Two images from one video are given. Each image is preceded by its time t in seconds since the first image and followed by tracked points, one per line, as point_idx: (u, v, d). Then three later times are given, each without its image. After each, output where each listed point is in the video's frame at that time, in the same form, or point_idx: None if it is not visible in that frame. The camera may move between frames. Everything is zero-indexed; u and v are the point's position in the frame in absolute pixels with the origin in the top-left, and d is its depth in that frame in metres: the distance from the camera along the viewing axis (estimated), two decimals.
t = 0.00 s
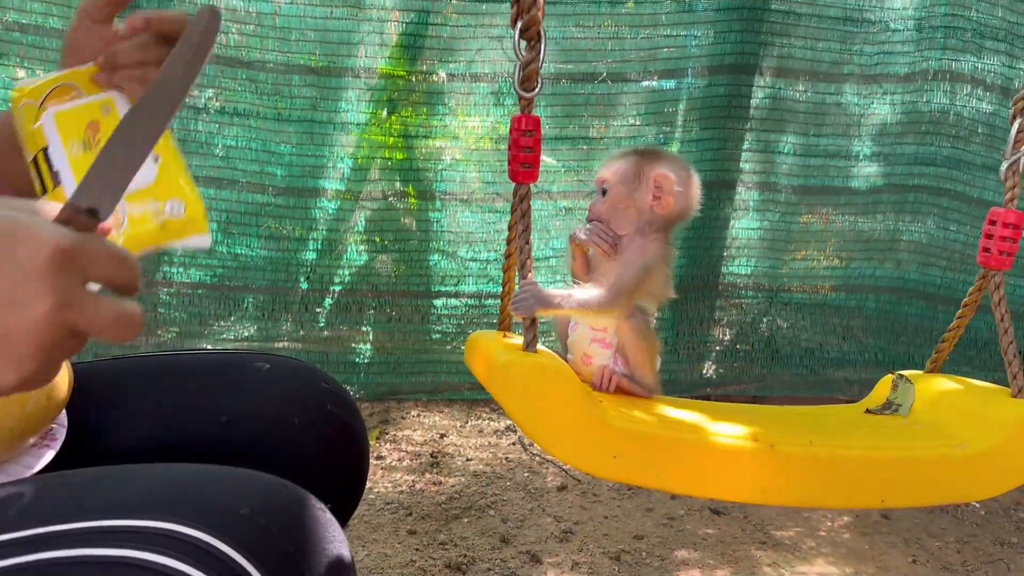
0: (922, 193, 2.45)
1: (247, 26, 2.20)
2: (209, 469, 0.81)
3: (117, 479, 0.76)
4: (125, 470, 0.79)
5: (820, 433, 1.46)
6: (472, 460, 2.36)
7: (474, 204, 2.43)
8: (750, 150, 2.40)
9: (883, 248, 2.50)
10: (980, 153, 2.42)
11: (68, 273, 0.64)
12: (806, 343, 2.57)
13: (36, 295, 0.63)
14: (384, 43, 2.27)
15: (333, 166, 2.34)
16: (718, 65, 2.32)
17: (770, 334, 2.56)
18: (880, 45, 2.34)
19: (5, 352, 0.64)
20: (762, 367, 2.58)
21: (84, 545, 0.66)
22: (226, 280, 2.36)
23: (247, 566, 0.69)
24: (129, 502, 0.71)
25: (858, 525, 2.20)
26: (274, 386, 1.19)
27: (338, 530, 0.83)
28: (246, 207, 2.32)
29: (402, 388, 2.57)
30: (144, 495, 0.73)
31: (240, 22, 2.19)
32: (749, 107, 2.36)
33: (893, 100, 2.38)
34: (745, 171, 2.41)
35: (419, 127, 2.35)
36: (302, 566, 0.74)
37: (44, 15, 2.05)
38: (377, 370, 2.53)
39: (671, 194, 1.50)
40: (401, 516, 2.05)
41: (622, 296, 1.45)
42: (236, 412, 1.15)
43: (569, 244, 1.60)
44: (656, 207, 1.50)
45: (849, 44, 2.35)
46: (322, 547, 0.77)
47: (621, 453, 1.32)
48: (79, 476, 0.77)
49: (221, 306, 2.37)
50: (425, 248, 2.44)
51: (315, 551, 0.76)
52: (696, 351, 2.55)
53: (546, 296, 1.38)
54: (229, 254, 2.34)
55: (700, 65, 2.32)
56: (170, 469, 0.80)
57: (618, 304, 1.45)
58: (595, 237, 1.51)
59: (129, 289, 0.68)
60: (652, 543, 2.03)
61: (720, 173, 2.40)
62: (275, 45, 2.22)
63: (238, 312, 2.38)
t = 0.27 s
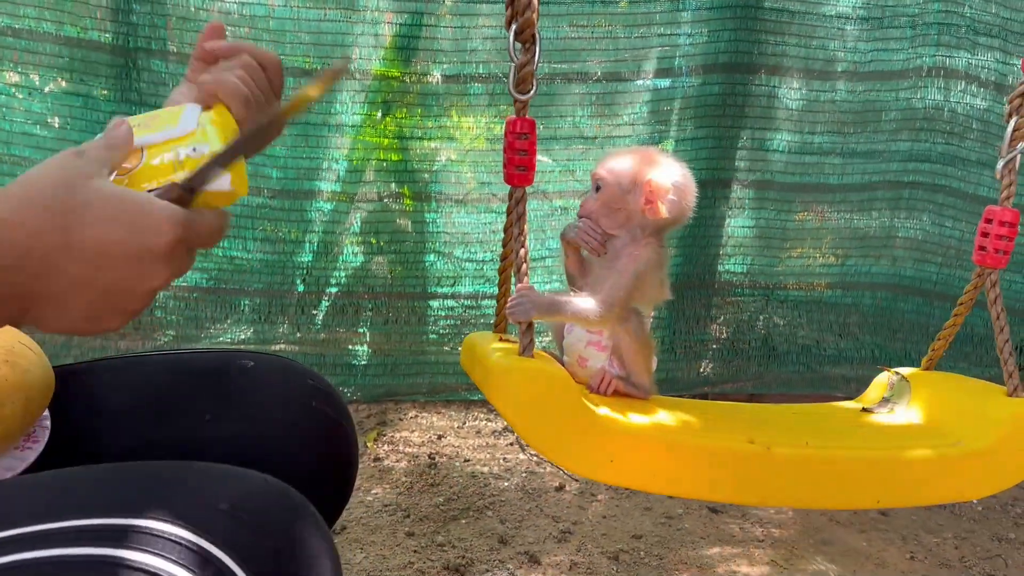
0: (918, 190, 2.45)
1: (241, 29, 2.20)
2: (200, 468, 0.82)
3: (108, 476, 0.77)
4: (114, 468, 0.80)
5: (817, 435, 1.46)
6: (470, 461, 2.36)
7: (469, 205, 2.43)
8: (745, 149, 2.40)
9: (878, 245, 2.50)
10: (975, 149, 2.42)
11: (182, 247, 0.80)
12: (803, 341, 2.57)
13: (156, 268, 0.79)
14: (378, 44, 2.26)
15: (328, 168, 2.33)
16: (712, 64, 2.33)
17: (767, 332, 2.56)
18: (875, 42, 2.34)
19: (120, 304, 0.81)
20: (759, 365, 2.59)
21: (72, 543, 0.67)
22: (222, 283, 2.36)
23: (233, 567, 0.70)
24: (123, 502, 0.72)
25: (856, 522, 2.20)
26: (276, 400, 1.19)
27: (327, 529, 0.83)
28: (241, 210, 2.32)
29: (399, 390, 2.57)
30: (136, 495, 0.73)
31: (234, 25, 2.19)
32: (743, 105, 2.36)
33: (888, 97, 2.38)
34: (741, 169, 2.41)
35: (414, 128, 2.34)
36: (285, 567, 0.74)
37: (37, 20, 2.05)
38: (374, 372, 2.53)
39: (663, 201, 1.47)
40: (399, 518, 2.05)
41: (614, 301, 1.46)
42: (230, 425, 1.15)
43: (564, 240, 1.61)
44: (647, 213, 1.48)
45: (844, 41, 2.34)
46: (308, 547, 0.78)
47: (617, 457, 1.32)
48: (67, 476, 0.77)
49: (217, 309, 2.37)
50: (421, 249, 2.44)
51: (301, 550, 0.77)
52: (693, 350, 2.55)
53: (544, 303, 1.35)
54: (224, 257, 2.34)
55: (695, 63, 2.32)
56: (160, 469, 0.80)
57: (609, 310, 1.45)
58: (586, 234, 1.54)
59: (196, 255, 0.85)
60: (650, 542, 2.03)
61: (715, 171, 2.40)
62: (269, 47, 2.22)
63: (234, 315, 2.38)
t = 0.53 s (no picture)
0: (912, 187, 2.46)
1: (233, 34, 2.19)
2: (189, 477, 0.82)
3: (99, 488, 0.77)
4: (107, 479, 0.80)
5: (813, 440, 1.46)
6: (466, 463, 2.37)
7: (463, 207, 2.43)
8: (741, 148, 2.40)
9: (873, 243, 2.51)
10: (968, 146, 2.42)
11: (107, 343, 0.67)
12: (798, 339, 2.58)
13: (74, 361, 0.64)
14: (371, 48, 2.26)
15: (322, 172, 2.33)
16: (705, 64, 2.33)
17: (763, 331, 2.57)
18: (868, 41, 2.35)
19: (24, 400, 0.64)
20: (755, 364, 2.59)
21: (59, 553, 0.66)
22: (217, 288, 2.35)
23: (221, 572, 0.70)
24: (115, 511, 0.72)
25: (852, 520, 2.21)
26: (283, 412, 1.19)
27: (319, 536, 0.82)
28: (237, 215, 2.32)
29: (395, 392, 2.57)
30: (128, 503, 0.74)
31: (227, 29, 2.18)
32: (737, 105, 2.37)
33: (881, 95, 2.38)
34: (735, 169, 2.42)
35: (407, 132, 2.34)
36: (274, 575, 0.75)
37: (29, 26, 2.03)
38: (370, 375, 2.53)
39: (660, 209, 1.47)
40: (396, 521, 2.05)
41: (609, 309, 1.46)
42: (236, 441, 1.17)
43: (559, 250, 1.61)
44: (645, 221, 1.48)
45: (836, 40, 2.35)
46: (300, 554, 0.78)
47: (614, 465, 1.32)
48: (61, 488, 0.78)
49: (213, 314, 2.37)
50: (416, 252, 2.44)
51: (290, 558, 0.77)
52: (689, 350, 2.56)
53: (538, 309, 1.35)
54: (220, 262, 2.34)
55: (688, 64, 2.32)
56: (152, 478, 0.81)
57: (604, 317, 1.45)
58: (581, 244, 1.54)
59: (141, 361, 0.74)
60: (647, 543, 2.03)
61: (709, 171, 2.41)
62: (262, 52, 2.22)
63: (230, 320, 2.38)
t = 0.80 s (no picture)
0: (903, 186, 2.47)
1: (225, 40, 2.19)
2: (181, 486, 0.83)
3: (93, 499, 0.78)
4: (102, 489, 0.81)
5: (806, 445, 1.47)
6: (463, 466, 2.37)
7: (456, 210, 2.44)
8: (733, 148, 2.41)
9: (866, 242, 2.52)
10: (960, 145, 2.43)
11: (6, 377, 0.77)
12: (793, 338, 2.59)
13: None
14: (363, 52, 2.27)
15: (316, 178, 2.34)
16: (697, 65, 2.33)
17: (757, 330, 2.58)
18: (858, 41, 2.35)
19: None
20: (750, 364, 2.60)
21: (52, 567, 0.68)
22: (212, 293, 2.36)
23: None
24: (107, 520, 0.73)
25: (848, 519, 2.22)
26: (287, 424, 1.21)
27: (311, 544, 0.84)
28: (231, 221, 2.32)
29: (391, 396, 2.58)
30: (120, 513, 0.74)
31: (219, 36, 2.18)
32: (728, 106, 2.37)
33: (872, 94, 2.39)
34: (727, 170, 2.43)
35: (399, 136, 2.35)
36: None
37: (20, 35, 2.04)
38: (366, 379, 2.54)
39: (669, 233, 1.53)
40: (393, 526, 2.05)
41: (604, 318, 1.46)
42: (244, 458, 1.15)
43: (555, 261, 1.59)
44: (653, 243, 1.53)
45: (827, 40, 2.35)
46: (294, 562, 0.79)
47: (608, 474, 1.33)
48: (55, 501, 0.79)
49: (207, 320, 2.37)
50: (411, 255, 2.44)
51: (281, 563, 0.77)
52: (684, 350, 2.57)
53: (531, 318, 1.35)
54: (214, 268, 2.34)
55: (679, 65, 2.33)
56: (145, 488, 0.81)
57: (600, 326, 1.46)
58: (582, 260, 1.51)
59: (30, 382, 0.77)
60: (644, 544, 2.04)
61: (702, 173, 2.41)
62: (253, 58, 2.22)
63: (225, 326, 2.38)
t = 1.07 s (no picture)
0: (893, 183, 2.47)
1: (210, 41, 2.17)
2: (155, 490, 0.81)
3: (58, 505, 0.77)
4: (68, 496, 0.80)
5: (792, 445, 1.46)
6: (454, 468, 2.36)
7: (445, 211, 2.43)
8: (723, 146, 2.40)
9: (856, 239, 2.51)
10: (949, 141, 2.43)
11: None
12: (784, 336, 2.59)
13: None
14: (350, 53, 2.25)
15: (304, 180, 2.32)
16: (685, 63, 2.33)
17: (748, 329, 2.57)
18: (847, 37, 2.35)
19: None
20: (741, 362, 2.60)
21: None
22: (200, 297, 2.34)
23: None
24: (71, 530, 0.72)
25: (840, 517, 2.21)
26: (266, 447, 1.23)
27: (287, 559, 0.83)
28: (218, 224, 2.31)
29: (382, 398, 2.57)
30: (93, 522, 0.74)
31: (204, 38, 2.17)
32: (718, 105, 2.37)
33: (861, 91, 2.39)
34: (717, 169, 2.42)
35: (387, 137, 2.33)
36: None
37: (3, 38, 2.02)
38: (356, 381, 2.53)
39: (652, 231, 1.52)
40: (383, 529, 2.04)
41: (588, 321, 1.46)
42: (225, 471, 1.19)
43: (539, 262, 1.59)
44: (636, 242, 1.51)
45: (815, 37, 2.35)
46: (267, 575, 0.79)
47: (591, 477, 1.32)
48: (25, 506, 0.78)
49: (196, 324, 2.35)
50: (400, 257, 2.43)
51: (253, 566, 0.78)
52: (675, 349, 2.56)
53: (513, 322, 1.34)
54: (203, 272, 2.33)
55: (668, 64, 2.32)
56: (115, 494, 0.80)
57: (582, 329, 1.45)
58: (566, 262, 1.51)
59: None
60: (636, 545, 2.03)
61: (692, 171, 2.41)
62: (238, 59, 2.20)
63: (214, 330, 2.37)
